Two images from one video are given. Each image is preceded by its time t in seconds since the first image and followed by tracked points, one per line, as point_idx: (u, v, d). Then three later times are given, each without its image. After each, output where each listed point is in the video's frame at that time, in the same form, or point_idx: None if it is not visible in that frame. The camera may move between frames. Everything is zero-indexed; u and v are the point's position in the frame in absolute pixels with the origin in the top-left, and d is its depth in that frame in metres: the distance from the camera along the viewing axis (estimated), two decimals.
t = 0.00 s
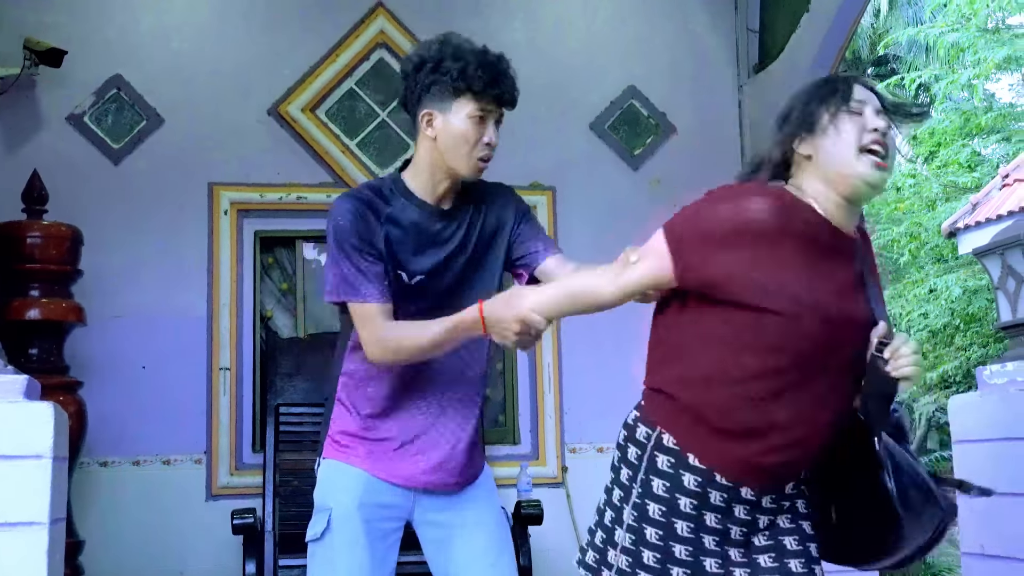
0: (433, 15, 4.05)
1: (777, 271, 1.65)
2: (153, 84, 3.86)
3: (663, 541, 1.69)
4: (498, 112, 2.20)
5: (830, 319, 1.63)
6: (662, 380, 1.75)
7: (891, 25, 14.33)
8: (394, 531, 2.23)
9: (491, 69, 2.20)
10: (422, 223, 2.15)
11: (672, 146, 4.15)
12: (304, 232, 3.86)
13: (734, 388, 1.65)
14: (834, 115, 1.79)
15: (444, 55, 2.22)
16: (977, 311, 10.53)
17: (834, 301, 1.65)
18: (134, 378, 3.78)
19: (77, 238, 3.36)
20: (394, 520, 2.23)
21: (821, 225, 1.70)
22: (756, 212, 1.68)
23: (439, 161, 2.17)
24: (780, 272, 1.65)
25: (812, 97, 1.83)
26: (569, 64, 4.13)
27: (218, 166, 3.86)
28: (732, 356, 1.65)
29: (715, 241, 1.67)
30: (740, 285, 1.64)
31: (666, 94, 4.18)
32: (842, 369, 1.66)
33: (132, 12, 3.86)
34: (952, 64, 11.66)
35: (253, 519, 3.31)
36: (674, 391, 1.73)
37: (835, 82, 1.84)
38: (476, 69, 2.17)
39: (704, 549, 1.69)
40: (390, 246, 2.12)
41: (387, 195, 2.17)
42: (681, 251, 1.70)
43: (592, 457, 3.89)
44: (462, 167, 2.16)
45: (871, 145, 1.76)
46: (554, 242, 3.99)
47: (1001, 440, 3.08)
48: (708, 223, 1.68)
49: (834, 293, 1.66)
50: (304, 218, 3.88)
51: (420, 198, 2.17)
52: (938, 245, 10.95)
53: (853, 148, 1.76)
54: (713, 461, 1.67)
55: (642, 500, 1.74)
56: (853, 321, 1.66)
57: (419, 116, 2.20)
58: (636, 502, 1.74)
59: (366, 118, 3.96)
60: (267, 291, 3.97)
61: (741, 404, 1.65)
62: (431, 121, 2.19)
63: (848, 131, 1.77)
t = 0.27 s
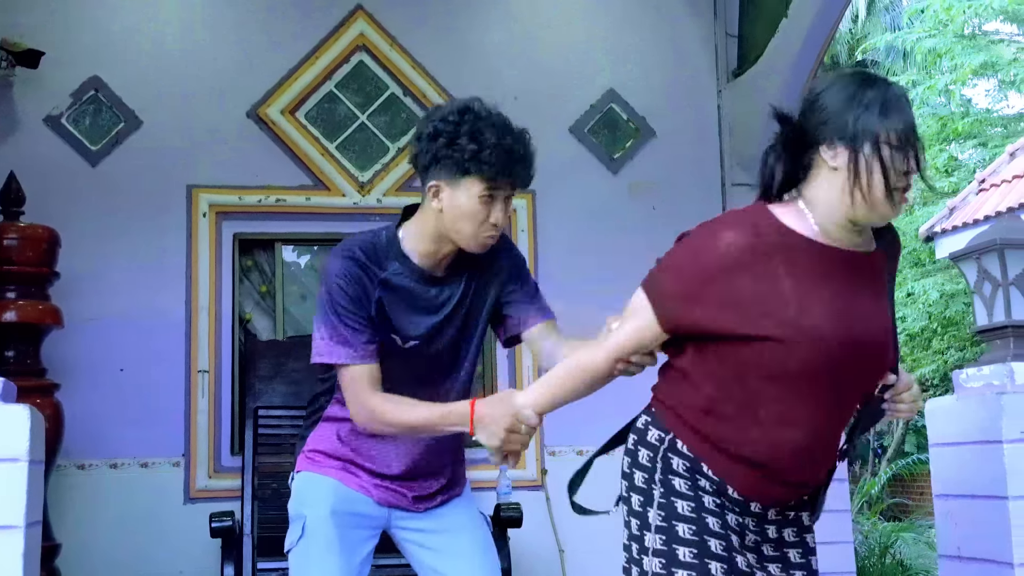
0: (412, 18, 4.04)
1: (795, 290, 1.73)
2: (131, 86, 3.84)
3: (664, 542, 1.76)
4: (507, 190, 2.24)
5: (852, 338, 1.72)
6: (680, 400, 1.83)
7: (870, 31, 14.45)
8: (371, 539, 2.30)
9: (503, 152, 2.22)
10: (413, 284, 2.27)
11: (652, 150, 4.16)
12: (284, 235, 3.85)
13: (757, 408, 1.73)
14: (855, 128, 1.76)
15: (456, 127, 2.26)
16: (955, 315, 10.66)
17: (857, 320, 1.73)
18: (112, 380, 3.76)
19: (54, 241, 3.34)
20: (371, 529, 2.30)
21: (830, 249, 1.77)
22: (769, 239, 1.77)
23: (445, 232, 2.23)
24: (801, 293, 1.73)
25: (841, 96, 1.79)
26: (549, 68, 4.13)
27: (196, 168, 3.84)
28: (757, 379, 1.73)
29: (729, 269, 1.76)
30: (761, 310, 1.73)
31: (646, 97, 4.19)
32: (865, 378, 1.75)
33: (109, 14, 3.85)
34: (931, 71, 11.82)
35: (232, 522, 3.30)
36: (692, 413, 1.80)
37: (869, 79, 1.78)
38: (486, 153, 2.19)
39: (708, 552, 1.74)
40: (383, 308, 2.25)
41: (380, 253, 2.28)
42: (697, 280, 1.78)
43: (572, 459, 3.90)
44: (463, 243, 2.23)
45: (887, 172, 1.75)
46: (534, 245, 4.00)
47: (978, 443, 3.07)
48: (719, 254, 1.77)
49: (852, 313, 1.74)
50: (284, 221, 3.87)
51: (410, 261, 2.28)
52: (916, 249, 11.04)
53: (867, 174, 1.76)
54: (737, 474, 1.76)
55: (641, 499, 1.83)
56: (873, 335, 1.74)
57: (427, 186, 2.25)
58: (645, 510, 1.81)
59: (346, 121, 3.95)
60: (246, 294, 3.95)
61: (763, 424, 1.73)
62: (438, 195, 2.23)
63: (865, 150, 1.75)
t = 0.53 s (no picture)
0: (409, 16, 4.05)
1: (645, 321, 1.82)
2: (128, 84, 3.84)
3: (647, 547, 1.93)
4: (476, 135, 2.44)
5: (703, 351, 1.77)
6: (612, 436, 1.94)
7: (867, 29, 14.47)
8: (368, 536, 2.34)
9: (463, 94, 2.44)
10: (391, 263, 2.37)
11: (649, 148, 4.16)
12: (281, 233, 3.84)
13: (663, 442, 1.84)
14: (674, 142, 1.81)
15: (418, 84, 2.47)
16: (953, 313, 10.67)
17: (708, 329, 1.78)
18: (109, 379, 3.76)
19: (51, 239, 3.33)
20: (368, 527, 2.34)
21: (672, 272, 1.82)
22: (606, 281, 1.87)
23: (425, 184, 2.38)
24: (647, 322, 1.82)
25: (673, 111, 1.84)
26: (545, 66, 4.13)
27: (193, 166, 3.84)
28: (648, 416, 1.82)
29: (586, 321, 1.87)
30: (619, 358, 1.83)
31: (643, 96, 4.19)
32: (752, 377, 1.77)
33: (106, 12, 3.85)
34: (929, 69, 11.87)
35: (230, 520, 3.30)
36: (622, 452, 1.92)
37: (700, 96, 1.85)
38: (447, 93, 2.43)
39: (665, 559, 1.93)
40: (359, 288, 2.36)
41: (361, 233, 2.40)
42: (566, 337, 1.89)
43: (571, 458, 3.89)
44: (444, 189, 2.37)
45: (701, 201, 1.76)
46: (531, 243, 4.00)
47: (975, 441, 3.07)
48: (576, 305, 1.88)
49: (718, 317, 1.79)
50: (281, 219, 3.87)
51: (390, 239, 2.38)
52: (913, 247, 11.06)
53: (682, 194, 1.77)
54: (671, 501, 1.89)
55: (619, 508, 1.98)
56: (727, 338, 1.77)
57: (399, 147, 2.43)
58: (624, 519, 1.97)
59: (343, 119, 3.95)
60: (243, 292, 3.94)
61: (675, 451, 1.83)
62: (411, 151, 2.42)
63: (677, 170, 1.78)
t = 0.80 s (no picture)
0: (411, 15, 4.05)
1: (630, 352, 1.70)
2: (130, 82, 3.85)
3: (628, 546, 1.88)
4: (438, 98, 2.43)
5: (685, 396, 1.65)
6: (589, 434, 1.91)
7: (870, 27, 14.47)
8: (359, 532, 2.32)
9: (423, 55, 2.43)
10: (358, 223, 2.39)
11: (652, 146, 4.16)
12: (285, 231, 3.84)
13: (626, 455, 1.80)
14: (705, 157, 1.55)
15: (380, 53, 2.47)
16: (955, 311, 10.70)
17: (693, 377, 1.65)
18: (112, 377, 3.77)
19: (54, 238, 3.34)
20: (359, 521, 2.32)
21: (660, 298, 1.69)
22: (598, 299, 1.73)
23: (389, 146, 2.40)
24: (631, 352, 1.70)
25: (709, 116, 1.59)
26: (547, 64, 4.13)
27: (196, 165, 3.84)
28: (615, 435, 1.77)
29: (577, 332, 1.76)
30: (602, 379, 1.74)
31: (645, 94, 4.19)
32: (728, 427, 1.67)
33: (108, 11, 3.85)
34: (933, 67, 11.86)
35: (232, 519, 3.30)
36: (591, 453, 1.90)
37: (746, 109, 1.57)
38: (405, 54, 2.43)
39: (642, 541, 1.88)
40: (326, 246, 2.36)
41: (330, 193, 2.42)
42: (555, 343, 1.79)
43: (573, 456, 3.89)
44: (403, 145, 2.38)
45: (720, 204, 1.53)
46: (534, 241, 4.00)
47: (979, 440, 3.07)
48: (560, 314, 1.76)
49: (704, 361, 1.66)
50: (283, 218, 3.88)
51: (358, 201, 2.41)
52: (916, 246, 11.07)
53: (719, 210, 1.53)
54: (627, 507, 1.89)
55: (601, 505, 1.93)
56: (711, 389, 1.65)
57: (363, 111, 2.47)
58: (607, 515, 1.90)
59: (346, 118, 3.96)
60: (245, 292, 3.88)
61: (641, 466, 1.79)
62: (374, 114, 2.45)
63: (709, 186, 1.54)
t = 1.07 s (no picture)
0: (412, 14, 4.05)
1: (781, 312, 1.63)
2: (132, 82, 3.85)
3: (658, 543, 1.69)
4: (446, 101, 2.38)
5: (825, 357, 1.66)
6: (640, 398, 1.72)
7: (870, 26, 14.48)
8: (371, 523, 2.27)
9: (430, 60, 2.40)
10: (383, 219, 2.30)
11: (653, 146, 4.16)
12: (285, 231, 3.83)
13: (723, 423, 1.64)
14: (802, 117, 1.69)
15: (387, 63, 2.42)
16: (957, 310, 10.67)
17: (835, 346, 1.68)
18: (113, 377, 3.77)
19: (55, 237, 3.34)
20: (370, 513, 2.27)
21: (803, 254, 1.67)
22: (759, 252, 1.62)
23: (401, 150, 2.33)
24: (779, 311, 1.63)
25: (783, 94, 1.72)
26: (548, 64, 4.13)
27: (197, 165, 3.84)
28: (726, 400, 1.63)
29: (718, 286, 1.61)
30: (743, 335, 1.62)
31: (646, 93, 4.19)
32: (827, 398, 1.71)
33: (109, 11, 3.85)
34: (934, 66, 11.85)
35: (233, 518, 3.30)
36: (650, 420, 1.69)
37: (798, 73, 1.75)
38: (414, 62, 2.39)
39: (672, 561, 1.69)
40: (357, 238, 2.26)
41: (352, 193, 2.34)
42: (700, 293, 1.62)
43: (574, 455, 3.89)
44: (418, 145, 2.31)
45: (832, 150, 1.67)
46: (534, 240, 4.01)
47: (980, 439, 3.07)
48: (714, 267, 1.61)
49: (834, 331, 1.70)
50: (284, 218, 3.87)
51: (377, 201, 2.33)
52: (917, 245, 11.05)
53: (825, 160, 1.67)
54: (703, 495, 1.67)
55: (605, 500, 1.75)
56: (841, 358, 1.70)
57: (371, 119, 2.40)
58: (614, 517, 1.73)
59: (347, 118, 3.96)
60: (247, 291, 3.96)
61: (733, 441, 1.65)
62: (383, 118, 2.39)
63: (810, 146, 1.68)
